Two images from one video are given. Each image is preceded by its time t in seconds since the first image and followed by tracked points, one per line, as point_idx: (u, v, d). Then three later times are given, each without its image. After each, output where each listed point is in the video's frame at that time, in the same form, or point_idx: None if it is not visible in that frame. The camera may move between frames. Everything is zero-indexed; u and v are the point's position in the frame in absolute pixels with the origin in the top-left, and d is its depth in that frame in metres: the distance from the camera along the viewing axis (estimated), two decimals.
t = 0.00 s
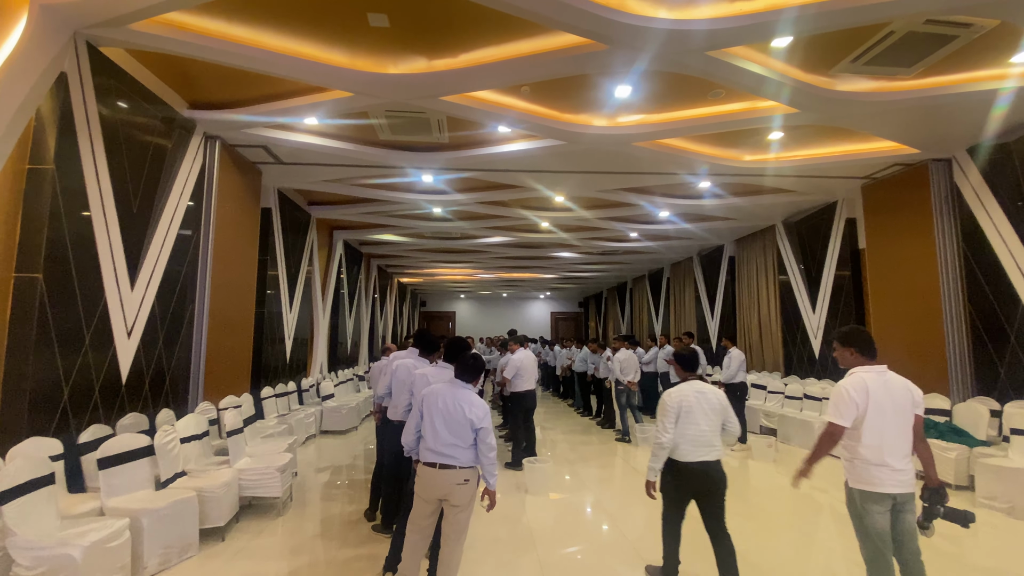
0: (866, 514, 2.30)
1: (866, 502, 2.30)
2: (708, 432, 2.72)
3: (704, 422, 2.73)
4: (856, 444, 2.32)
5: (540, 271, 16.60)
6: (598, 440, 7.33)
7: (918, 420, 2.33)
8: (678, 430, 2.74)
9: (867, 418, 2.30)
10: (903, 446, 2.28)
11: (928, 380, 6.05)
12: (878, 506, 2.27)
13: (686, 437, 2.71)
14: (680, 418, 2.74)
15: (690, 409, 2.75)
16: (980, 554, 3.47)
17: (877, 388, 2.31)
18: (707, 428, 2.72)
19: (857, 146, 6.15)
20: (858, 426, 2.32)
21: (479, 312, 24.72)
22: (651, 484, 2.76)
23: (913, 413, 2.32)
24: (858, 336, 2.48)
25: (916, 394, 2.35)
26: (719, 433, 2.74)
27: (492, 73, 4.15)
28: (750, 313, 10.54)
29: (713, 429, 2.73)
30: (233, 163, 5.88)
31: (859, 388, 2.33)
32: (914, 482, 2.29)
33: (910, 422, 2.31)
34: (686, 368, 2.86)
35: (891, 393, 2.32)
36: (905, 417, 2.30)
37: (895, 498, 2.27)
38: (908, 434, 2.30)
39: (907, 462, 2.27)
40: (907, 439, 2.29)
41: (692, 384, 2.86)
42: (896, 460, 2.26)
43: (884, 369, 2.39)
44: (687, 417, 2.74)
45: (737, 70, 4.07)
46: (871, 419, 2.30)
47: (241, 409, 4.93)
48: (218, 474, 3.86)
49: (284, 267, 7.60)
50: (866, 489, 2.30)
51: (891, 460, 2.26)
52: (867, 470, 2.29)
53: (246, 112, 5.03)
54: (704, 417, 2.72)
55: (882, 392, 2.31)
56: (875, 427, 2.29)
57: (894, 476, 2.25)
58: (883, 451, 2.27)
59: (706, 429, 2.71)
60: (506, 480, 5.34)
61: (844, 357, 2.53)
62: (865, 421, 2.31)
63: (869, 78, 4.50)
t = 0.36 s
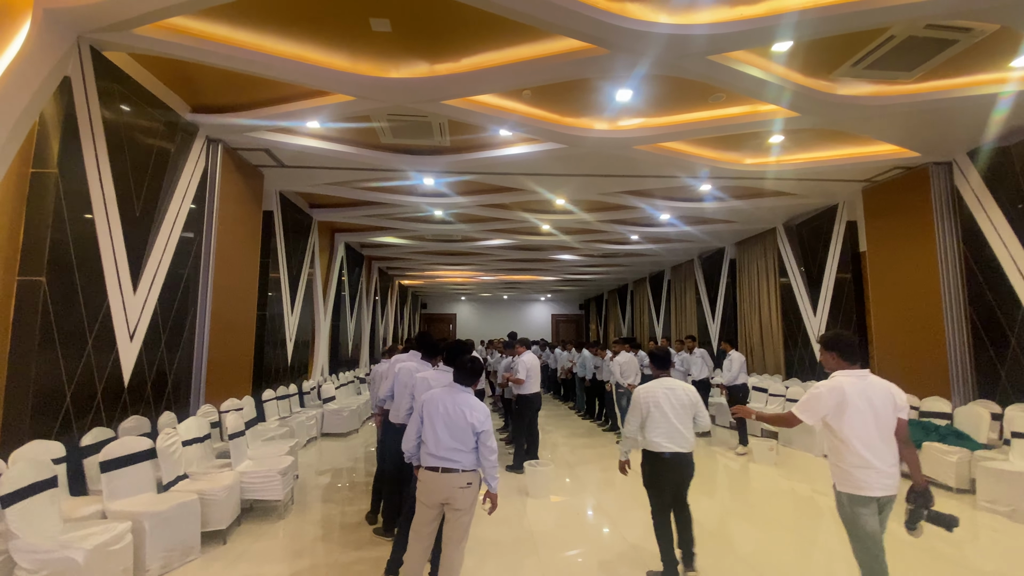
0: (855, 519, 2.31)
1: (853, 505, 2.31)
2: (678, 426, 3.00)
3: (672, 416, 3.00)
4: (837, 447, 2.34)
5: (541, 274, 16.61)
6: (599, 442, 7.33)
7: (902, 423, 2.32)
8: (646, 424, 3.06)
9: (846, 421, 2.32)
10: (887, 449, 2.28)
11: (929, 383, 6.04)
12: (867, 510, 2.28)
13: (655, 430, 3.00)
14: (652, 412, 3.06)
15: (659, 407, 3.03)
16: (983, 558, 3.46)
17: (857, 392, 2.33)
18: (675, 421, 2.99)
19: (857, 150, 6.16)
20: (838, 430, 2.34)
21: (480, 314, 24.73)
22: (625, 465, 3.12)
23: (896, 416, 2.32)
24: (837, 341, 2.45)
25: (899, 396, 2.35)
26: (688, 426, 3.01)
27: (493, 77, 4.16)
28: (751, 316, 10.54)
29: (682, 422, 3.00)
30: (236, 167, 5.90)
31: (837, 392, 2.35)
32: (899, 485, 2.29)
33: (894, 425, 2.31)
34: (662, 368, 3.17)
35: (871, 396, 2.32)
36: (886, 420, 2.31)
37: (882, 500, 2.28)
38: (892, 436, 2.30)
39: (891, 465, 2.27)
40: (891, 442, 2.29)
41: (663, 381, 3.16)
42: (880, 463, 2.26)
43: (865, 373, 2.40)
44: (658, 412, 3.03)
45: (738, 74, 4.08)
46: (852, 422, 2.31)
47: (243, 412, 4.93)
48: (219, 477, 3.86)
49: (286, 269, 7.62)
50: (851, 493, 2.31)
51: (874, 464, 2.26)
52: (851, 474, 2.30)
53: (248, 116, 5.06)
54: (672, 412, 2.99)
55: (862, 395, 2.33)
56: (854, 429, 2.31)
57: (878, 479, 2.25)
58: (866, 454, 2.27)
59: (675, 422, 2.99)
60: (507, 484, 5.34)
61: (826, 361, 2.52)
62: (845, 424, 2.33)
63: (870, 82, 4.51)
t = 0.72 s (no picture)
0: (831, 513, 2.48)
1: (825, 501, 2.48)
2: (657, 422, 3.20)
3: (652, 414, 3.20)
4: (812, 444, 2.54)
5: (539, 275, 16.63)
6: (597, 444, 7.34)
7: (870, 425, 2.53)
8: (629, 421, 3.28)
9: (821, 420, 2.52)
10: (855, 446, 2.49)
11: (925, 385, 6.07)
12: (841, 503, 2.46)
13: (636, 427, 3.21)
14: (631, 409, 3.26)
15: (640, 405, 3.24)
16: (977, 558, 3.49)
17: (831, 393, 2.53)
18: (654, 418, 3.19)
19: (853, 152, 6.19)
20: (814, 428, 2.54)
21: (478, 315, 24.73)
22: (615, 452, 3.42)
23: (866, 418, 2.52)
24: (817, 346, 2.67)
25: (868, 400, 2.56)
26: (668, 423, 3.20)
27: (491, 80, 4.17)
28: (748, 317, 10.58)
29: (662, 418, 3.20)
30: (233, 168, 5.90)
31: (814, 393, 2.55)
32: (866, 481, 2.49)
33: (863, 426, 2.52)
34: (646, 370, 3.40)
35: (844, 398, 2.53)
36: (857, 421, 2.51)
37: (850, 494, 2.47)
38: (861, 436, 2.51)
39: (860, 462, 2.48)
40: (859, 441, 2.50)
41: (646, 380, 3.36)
42: (849, 460, 2.47)
43: (839, 376, 2.61)
44: (639, 409, 3.23)
45: (735, 77, 4.10)
46: (825, 422, 2.51)
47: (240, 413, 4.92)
48: (216, 478, 3.86)
49: (283, 270, 7.61)
50: (822, 487, 2.50)
51: (844, 460, 2.46)
52: (823, 470, 2.50)
53: (246, 118, 5.06)
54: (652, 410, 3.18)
55: (835, 397, 2.53)
56: (828, 428, 2.51)
57: (848, 474, 2.45)
58: (838, 451, 2.48)
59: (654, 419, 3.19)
60: (504, 485, 5.35)
61: (805, 363, 2.74)
62: (819, 423, 2.53)
63: (865, 85, 4.54)
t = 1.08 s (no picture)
0: (782, 497, 2.75)
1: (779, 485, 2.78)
2: (644, 413, 3.64)
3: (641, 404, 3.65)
4: (786, 433, 2.75)
5: (536, 275, 16.65)
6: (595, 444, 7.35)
7: (841, 420, 2.76)
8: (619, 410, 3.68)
9: (798, 411, 2.73)
10: (826, 438, 2.71)
11: (922, 384, 6.10)
12: (796, 489, 2.71)
13: (625, 416, 3.64)
14: (621, 401, 3.67)
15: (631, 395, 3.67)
16: (972, 557, 3.51)
17: (810, 387, 2.75)
18: (642, 409, 3.64)
19: (850, 153, 6.21)
20: (790, 417, 2.75)
21: (475, 315, 24.74)
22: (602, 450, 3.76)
23: (838, 413, 2.74)
24: (797, 342, 2.90)
25: (842, 396, 2.78)
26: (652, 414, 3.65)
27: (490, 80, 4.17)
28: (745, 317, 10.61)
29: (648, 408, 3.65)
30: (230, 167, 5.89)
31: (794, 384, 2.76)
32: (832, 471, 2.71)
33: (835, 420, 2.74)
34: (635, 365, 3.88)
35: (822, 391, 2.75)
36: (830, 414, 2.73)
37: (816, 481, 2.70)
38: (831, 428, 2.73)
39: (827, 452, 2.70)
40: (830, 433, 2.72)
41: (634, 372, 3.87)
42: (819, 450, 2.68)
43: (817, 372, 2.83)
44: (628, 401, 3.65)
45: (732, 78, 4.12)
46: (802, 413, 2.72)
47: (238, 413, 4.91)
48: (214, 478, 3.85)
49: (281, 270, 7.60)
50: (792, 473, 2.72)
51: (814, 450, 2.68)
52: (794, 456, 2.71)
53: (244, 117, 5.05)
54: (641, 401, 3.61)
55: (813, 390, 2.75)
56: (802, 418, 2.72)
57: (817, 463, 2.67)
58: (810, 442, 2.69)
59: (642, 409, 3.63)
60: (502, 484, 5.36)
61: (787, 359, 2.97)
62: (796, 414, 2.74)
63: (862, 86, 4.56)
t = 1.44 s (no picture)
0: (756, 486, 3.13)
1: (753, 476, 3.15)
2: (620, 407, 4.00)
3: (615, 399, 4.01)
4: (758, 429, 3.11)
5: (534, 274, 16.65)
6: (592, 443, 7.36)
7: (809, 416, 3.09)
8: (597, 406, 4.04)
9: (767, 408, 3.09)
10: (794, 432, 3.03)
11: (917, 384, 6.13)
12: (767, 479, 3.06)
13: (604, 410, 4.01)
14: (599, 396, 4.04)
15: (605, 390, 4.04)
16: (966, 555, 3.53)
17: (777, 386, 3.12)
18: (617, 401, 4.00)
19: (846, 154, 6.24)
20: (759, 415, 3.13)
21: (472, 315, 24.74)
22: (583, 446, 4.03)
23: (804, 409, 3.09)
24: (768, 346, 3.28)
25: (809, 394, 3.13)
26: (628, 406, 4.00)
27: (486, 79, 4.17)
28: (741, 317, 10.63)
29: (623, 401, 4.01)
30: (226, 166, 5.87)
31: (762, 385, 3.14)
32: (802, 462, 3.02)
33: (802, 417, 3.08)
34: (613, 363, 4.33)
35: (788, 390, 3.11)
36: (797, 411, 3.07)
37: (787, 472, 3.02)
38: (800, 424, 3.07)
39: (795, 446, 3.02)
40: (798, 428, 3.05)
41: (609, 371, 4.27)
42: (787, 443, 3.01)
43: (786, 372, 3.20)
44: (606, 396, 4.02)
45: (728, 78, 4.13)
46: (771, 410, 3.08)
47: (234, 413, 4.89)
48: (210, 478, 3.85)
49: (277, 270, 7.58)
50: (764, 466, 3.06)
51: (783, 443, 3.01)
52: (765, 450, 3.06)
53: (240, 116, 5.04)
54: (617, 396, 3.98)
55: (781, 389, 3.12)
56: (771, 415, 3.08)
57: (786, 455, 2.99)
58: (777, 436, 3.03)
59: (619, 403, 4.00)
60: (499, 484, 5.36)
61: (760, 361, 3.34)
62: (766, 412, 3.10)
63: (857, 86, 4.58)
